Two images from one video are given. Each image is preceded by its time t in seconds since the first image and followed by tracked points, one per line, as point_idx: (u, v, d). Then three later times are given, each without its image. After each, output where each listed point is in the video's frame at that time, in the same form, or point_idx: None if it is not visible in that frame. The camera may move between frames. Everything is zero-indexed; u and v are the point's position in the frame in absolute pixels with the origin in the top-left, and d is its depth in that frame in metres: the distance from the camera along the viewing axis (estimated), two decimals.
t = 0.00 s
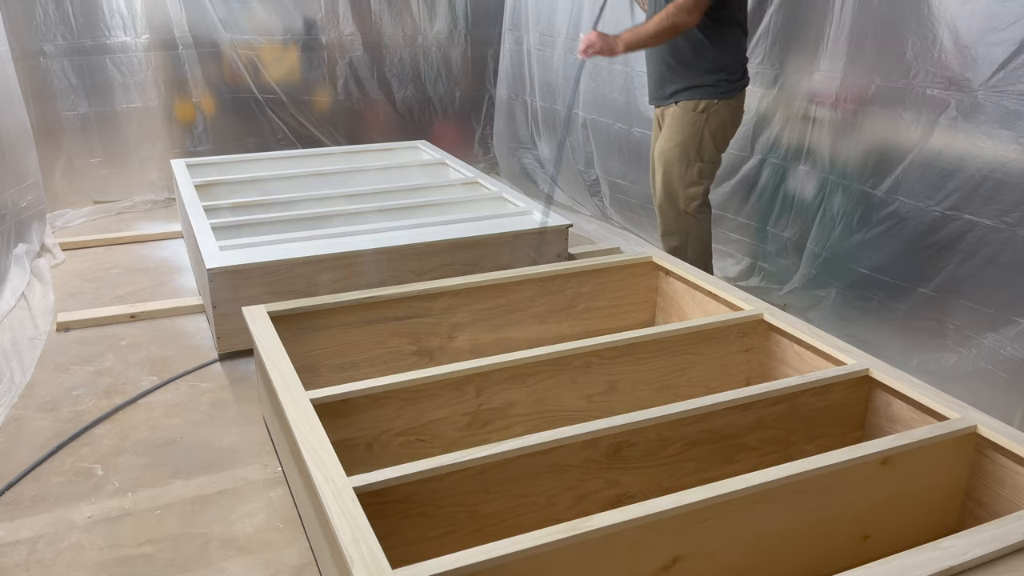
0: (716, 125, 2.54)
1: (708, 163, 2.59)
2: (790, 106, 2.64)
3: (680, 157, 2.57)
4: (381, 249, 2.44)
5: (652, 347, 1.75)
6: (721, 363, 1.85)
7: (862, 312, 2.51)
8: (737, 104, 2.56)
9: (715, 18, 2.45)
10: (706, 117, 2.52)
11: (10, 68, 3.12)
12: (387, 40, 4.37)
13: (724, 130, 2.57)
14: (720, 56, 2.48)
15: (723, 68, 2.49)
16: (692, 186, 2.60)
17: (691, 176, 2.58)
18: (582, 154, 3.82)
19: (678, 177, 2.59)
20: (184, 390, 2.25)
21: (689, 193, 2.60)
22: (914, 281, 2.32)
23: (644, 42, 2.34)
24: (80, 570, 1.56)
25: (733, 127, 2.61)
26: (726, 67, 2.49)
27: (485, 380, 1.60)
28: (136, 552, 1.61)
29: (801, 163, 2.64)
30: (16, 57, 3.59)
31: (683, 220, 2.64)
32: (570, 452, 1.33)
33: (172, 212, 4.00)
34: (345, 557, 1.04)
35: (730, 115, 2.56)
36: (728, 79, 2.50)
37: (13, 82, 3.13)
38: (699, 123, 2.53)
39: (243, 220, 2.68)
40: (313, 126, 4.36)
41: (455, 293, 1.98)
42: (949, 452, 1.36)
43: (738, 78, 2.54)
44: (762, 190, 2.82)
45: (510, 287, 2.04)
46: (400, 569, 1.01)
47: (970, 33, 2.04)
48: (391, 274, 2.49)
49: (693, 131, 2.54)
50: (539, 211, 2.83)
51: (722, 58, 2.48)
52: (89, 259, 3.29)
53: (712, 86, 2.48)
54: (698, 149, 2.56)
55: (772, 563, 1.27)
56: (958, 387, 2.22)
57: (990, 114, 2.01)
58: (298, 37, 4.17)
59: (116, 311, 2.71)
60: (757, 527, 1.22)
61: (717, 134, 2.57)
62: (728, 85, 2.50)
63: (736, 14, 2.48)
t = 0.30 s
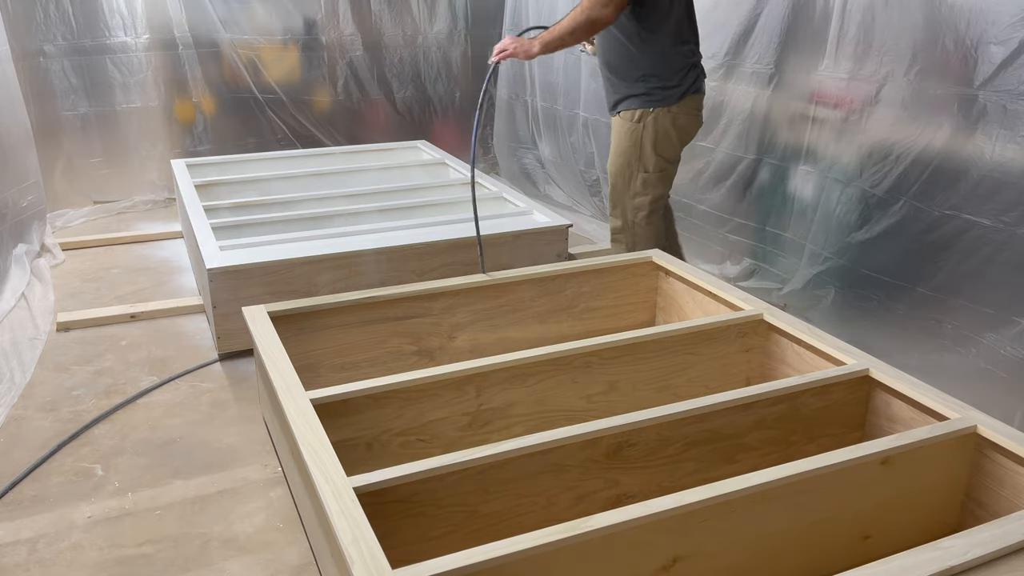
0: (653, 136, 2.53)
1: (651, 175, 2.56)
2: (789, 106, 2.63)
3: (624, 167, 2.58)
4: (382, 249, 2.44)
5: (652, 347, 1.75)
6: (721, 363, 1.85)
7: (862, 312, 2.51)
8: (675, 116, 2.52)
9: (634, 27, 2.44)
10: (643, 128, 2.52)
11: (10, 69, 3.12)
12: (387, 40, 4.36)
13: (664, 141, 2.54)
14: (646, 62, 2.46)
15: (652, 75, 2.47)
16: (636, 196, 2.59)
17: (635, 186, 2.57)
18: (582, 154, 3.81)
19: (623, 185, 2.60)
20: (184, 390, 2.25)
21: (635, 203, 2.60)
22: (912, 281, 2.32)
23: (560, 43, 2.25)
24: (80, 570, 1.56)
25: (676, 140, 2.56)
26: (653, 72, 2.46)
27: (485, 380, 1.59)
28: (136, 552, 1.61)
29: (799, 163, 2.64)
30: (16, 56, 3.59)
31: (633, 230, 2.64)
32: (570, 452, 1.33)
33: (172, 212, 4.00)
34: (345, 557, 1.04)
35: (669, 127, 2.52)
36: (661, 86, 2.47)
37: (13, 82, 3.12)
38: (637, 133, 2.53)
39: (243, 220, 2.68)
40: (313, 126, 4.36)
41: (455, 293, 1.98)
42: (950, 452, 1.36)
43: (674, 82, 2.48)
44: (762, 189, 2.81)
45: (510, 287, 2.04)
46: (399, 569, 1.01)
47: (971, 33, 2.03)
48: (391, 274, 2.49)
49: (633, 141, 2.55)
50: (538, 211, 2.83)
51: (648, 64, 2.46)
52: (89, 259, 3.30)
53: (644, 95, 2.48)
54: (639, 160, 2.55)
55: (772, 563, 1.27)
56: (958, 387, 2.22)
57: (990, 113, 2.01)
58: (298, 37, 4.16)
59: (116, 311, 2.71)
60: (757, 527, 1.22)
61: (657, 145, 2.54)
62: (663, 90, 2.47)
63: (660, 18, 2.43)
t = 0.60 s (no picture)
0: (578, 146, 2.22)
1: (563, 189, 2.25)
2: (789, 106, 2.63)
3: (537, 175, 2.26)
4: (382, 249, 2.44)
5: (652, 348, 1.75)
6: (721, 363, 1.85)
7: (862, 312, 2.51)
8: (603, 128, 2.22)
9: (573, 33, 2.14)
10: (570, 134, 2.21)
11: (10, 69, 3.11)
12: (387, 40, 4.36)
13: (590, 153, 2.24)
14: (579, 73, 2.18)
15: (587, 87, 2.18)
16: (542, 205, 2.27)
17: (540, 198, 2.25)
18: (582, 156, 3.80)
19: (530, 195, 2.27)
20: (184, 390, 2.25)
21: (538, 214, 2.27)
22: (912, 281, 2.32)
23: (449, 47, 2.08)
24: (80, 570, 1.56)
25: (600, 156, 2.26)
26: (589, 84, 2.18)
27: (485, 381, 1.60)
28: (136, 552, 1.61)
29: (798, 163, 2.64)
30: (16, 57, 3.58)
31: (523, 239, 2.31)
32: (570, 452, 1.33)
33: (172, 212, 4.00)
34: (346, 557, 1.04)
35: (595, 140, 2.23)
36: (598, 98, 2.19)
37: (13, 83, 3.12)
38: (562, 138, 2.22)
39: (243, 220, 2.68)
40: (313, 126, 4.35)
41: (455, 293, 1.98)
42: (950, 452, 1.36)
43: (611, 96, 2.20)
44: (762, 189, 2.81)
45: (510, 287, 2.04)
46: (400, 569, 1.01)
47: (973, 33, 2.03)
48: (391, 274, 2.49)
49: (556, 146, 2.23)
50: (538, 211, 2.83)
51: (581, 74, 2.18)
52: (89, 259, 3.30)
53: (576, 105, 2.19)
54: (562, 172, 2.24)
55: (772, 563, 1.27)
56: (958, 387, 2.22)
57: (991, 113, 2.01)
58: (298, 38, 4.16)
59: (116, 311, 2.71)
60: (757, 526, 1.22)
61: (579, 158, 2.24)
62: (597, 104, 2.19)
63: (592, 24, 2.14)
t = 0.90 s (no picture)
0: (443, 160, 2.11)
1: (459, 204, 2.19)
2: (788, 106, 2.63)
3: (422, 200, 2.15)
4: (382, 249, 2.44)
5: (651, 348, 1.75)
6: (721, 363, 1.85)
7: (862, 312, 2.51)
8: (468, 133, 2.13)
9: (407, 30, 2.01)
10: (434, 154, 2.09)
11: (10, 68, 3.11)
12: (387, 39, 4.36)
13: (455, 164, 2.14)
14: (426, 76, 2.04)
15: (435, 92, 2.06)
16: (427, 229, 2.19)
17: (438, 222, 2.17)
18: (582, 155, 3.80)
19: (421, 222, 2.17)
20: (184, 390, 2.25)
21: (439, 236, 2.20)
22: (911, 281, 2.32)
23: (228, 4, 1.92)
24: (79, 570, 1.56)
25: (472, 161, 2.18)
26: (438, 84, 2.05)
27: (485, 380, 1.59)
28: (136, 552, 1.61)
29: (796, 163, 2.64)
30: (16, 57, 3.58)
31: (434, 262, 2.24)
32: (569, 452, 1.33)
33: (172, 212, 4.00)
34: (345, 557, 1.04)
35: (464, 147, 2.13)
36: (441, 96, 2.07)
37: (13, 83, 3.12)
38: (429, 160, 2.10)
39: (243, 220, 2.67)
40: (313, 126, 4.35)
41: (455, 293, 1.98)
42: (950, 453, 1.36)
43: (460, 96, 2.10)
44: (762, 189, 2.82)
45: (510, 287, 2.04)
46: (399, 569, 1.01)
47: (973, 34, 2.03)
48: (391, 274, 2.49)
49: (424, 169, 2.11)
50: (539, 211, 2.83)
51: (428, 72, 2.04)
52: (89, 259, 3.30)
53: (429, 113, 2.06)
54: (433, 191, 2.14)
55: (772, 563, 1.27)
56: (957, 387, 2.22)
57: (991, 113, 2.01)
58: (298, 37, 4.17)
59: (116, 311, 2.71)
60: (757, 526, 1.22)
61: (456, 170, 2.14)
62: (443, 103, 2.07)
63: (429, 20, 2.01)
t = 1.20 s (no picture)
0: (213, 173, 1.90)
1: (214, 225, 1.94)
2: (788, 106, 2.63)
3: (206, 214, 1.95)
4: (381, 249, 2.44)
5: (651, 348, 1.75)
6: (721, 363, 1.85)
7: (861, 312, 2.51)
8: (247, 149, 1.91)
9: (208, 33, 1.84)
10: (203, 165, 1.91)
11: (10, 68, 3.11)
12: (387, 39, 4.36)
13: (226, 181, 1.91)
14: (213, 84, 1.88)
15: (221, 102, 1.88)
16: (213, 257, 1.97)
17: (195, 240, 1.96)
18: (582, 155, 3.80)
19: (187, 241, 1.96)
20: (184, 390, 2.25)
21: (190, 256, 1.98)
22: (910, 281, 2.32)
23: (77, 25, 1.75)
24: (79, 570, 1.56)
25: (255, 179, 1.95)
26: (225, 95, 1.88)
27: (485, 380, 1.60)
28: (136, 552, 1.61)
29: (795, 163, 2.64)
30: (16, 56, 3.58)
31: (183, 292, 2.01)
32: (569, 452, 1.33)
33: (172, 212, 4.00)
34: (345, 557, 1.04)
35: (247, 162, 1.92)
36: (226, 106, 1.89)
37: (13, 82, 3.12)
38: (197, 170, 1.92)
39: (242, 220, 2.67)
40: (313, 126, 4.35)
41: (455, 293, 1.98)
42: (950, 453, 1.36)
43: (247, 107, 1.90)
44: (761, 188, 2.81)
45: (510, 287, 2.04)
46: (399, 569, 1.01)
47: (972, 34, 2.04)
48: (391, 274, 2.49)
49: (194, 180, 1.92)
50: (538, 211, 2.83)
51: (211, 78, 1.87)
52: (89, 259, 3.30)
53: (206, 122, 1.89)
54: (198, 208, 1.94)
55: (772, 563, 1.27)
56: (958, 388, 2.22)
57: (990, 113, 2.01)
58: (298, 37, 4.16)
59: (116, 311, 2.72)
60: (757, 526, 1.22)
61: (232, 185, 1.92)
62: (229, 113, 1.89)
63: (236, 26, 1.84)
